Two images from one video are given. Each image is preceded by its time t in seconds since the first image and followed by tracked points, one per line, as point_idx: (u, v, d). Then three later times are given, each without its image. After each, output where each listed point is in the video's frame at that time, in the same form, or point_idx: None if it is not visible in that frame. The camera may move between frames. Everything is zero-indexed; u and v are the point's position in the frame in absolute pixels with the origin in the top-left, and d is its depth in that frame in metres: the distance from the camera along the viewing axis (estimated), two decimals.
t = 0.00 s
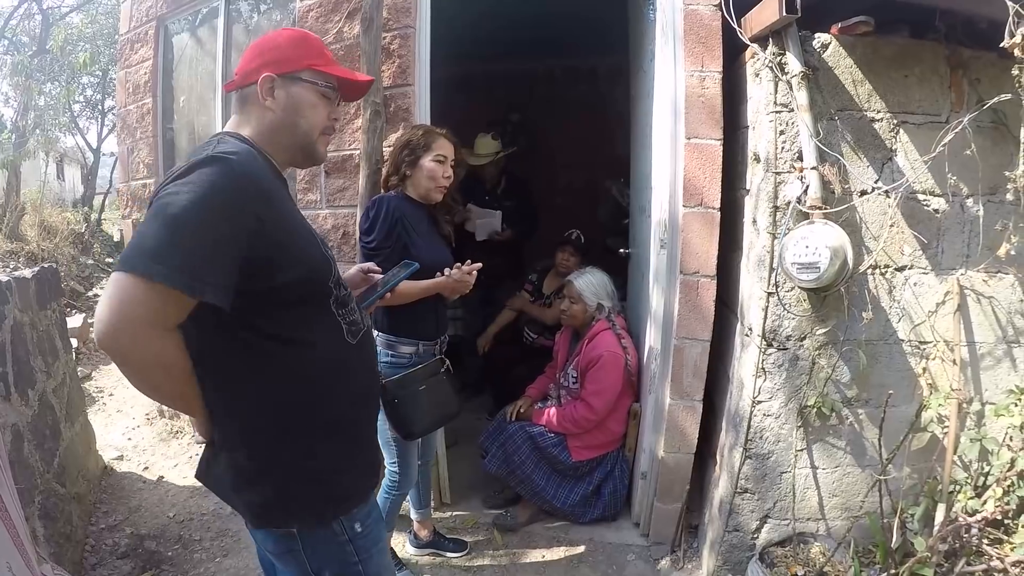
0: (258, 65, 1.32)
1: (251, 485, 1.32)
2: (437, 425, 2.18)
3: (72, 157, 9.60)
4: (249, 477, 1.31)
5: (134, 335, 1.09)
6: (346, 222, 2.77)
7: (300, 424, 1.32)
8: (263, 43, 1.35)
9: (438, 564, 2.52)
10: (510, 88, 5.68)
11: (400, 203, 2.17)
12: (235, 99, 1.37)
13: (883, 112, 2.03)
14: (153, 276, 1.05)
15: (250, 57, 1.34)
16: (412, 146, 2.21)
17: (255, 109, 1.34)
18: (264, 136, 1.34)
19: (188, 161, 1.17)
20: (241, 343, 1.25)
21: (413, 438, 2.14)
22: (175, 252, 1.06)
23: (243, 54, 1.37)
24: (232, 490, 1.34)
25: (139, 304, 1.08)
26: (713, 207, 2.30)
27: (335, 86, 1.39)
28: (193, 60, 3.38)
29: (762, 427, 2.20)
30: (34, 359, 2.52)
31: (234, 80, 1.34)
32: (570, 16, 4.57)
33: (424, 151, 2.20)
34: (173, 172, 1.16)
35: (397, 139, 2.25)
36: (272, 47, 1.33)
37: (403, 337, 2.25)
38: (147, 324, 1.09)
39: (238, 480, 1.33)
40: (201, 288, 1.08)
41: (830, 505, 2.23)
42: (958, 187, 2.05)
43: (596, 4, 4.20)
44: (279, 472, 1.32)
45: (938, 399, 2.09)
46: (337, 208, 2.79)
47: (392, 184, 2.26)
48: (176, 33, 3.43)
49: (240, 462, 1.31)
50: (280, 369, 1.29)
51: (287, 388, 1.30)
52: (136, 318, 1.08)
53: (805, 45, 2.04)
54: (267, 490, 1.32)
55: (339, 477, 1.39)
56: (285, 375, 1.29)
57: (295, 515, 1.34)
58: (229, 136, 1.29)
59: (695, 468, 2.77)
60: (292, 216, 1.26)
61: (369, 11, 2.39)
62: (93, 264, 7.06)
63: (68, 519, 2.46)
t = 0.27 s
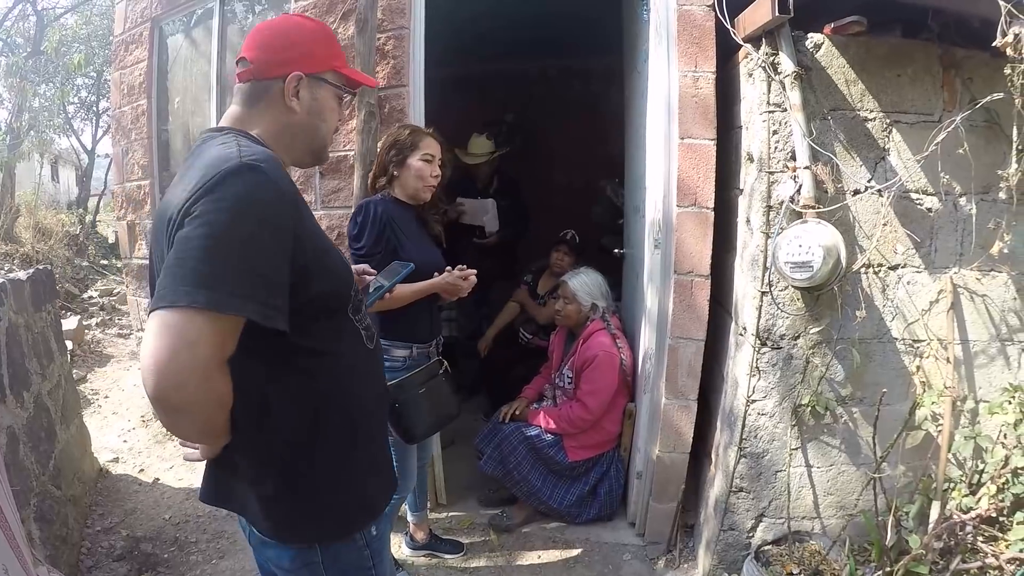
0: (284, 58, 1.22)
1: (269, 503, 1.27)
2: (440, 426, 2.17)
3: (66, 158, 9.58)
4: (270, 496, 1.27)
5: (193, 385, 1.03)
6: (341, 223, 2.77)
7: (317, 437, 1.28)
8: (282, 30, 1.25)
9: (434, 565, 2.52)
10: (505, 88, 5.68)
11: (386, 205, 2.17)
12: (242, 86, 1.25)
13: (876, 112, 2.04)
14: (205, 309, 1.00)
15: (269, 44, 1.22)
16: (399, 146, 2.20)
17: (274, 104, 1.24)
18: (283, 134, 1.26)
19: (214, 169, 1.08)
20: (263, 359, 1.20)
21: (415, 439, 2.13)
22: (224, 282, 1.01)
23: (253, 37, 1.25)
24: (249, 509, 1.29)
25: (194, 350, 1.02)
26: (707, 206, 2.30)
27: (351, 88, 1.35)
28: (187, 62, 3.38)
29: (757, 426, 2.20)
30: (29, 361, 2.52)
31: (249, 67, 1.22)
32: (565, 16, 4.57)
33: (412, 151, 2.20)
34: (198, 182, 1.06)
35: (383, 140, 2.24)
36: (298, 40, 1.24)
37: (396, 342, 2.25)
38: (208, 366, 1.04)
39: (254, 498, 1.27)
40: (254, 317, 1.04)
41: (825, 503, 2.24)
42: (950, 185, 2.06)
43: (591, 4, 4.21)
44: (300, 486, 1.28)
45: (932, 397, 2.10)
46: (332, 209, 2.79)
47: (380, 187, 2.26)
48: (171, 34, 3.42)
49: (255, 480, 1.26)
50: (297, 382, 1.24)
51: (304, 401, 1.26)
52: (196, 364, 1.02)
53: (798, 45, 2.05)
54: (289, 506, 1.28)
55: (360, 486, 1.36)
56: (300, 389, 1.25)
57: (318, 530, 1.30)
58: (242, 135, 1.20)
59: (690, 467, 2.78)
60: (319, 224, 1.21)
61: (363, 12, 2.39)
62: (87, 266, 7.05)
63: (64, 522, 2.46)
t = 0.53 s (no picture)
0: (308, 53, 1.17)
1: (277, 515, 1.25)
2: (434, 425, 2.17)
3: (61, 157, 9.55)
4: (278, 509, 1.25)
5: (233, 420, 0.99)
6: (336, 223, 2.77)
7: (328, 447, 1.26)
8: (303, 17, 1.18)
9: (428, 564, 2.53)
10: (500, 89, 5.70)
11: (370, 207, 2.17)
12: (258, 77, 1.19)
13: (867, 113, 2.05)
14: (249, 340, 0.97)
15: (291, 34, 1.16)
16: (383, 146, 2.22)
17: (294, 100, 1.20)
18: (303, 131, 1.23)
19: (242, 180, 1.02)
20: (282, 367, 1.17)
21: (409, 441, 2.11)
22: (264, 310, 0.98)
23: (270, 23, 1.17)
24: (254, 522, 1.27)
25: (230, 385, 0.97)
26: (699, 207, 2.31)
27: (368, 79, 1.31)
28: (183, 62, 3.38)
29: (749, 425, 2.21)
30: (23, 360, 2.52)
31: (269, 59, 1.16)
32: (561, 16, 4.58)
33: (395, 151, 2.21)
34: (228, 195, 1.01)
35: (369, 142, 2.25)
36: (321, 31, 1.18)
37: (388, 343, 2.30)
38: (246, 402, 0.99)
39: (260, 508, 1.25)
40: (293, 345, 1.02)
41: (818, 502, 2.25)
42: (941, 186, 2.07)
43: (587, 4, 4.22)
44: (310, 497, 1.26)
45: (922, 395, 2.11)
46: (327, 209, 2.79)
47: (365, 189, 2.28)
48: (166, 34, 3.42)
49: (263, 491, 1.24)
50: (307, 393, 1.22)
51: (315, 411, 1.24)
52: (233, 400, 0.98)
53: (791, 46, 2.05)
54: (297, 518, 1.26)
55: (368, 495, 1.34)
56: (311, 401, 1.22)
57: (329, 539, 1.28)
58: (261, 136, 1.15)
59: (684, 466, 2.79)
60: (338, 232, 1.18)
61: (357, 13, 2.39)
62: (82, 266, 7.02)
63: (57, 522, 2.46)
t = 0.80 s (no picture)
0: (350, 45, 1.12)
1: (283, 525, 1.20)
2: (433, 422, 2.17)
3: (60, 155, 9.53)
4: (290, 519, 1.20)
5: (276, 452, 0.98)
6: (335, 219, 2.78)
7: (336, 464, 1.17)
8: (344, 4, 1.12)
9: (427, 559, 2.53)
10: (498, 88, 5.71)
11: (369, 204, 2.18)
12: (295, 65, 1.13)
13: (865, 109, 2.06)
14: (299, 368, 0.94)
15: (332, 24, 1.10)
16: (392, 140, 2.22)
17: (332, 93, 1.16)
18: (339, 124, 1.19)
19: (294, 185, 0.98)
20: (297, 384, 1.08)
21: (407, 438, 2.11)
22: (320, 329, 0.95)
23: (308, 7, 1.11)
24: (260, 529, 1.22)
25: (275, 418, 0.95)
26: (697, 202, 2.32)
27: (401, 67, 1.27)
28: (183, 59, 3.38)
29: (747, 420, 2.22)
30: (23, 356, 2.52)
31: (308, 49, 1.11)
32: (560, 16, 4.59)
33: (402, 147, 2.24)
34: (278, 201, 0.97)
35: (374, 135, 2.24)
36: (364, 21, 1.13)
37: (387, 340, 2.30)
38: (288, 433, 0.98)
39: (266, 513, 1.21)
40: (348, 365, 0.99)
41: (816, 498, 2.25)
42: (939, 182, 2.08)
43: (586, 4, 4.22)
44: (318, 508, 1.20)
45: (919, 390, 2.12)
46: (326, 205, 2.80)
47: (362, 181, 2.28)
48: (166, 30, 3.42)
49: (269, 498, 1.19)
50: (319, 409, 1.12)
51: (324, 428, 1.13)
52: (277, 433, 0.96)
53: (789, 43, 2.06)
54: (304, 529, 1.20)
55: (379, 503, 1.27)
56: (320, 417, 1.12)
57: (337, 554, 1.22)
58: (301, 133, 1.11)
59: (682, 462, 2.79)
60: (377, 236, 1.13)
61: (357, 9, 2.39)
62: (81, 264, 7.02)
63: (56, 517, 2.46)
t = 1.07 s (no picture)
0: (372, 48, 1.10)
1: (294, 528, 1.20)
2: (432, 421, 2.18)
3: (58, 155, 9.53)
4: (300, 518, 1.20)
5: (333, 466, 1.00)
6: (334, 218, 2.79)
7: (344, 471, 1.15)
8: (358, 6, 1.09)
9: (426, 556, 2.54)
10: (495, 87, 5.71)
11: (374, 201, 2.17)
12: (317, 76, 1.11)
13: (861, 107, 2.07)
14: (357, 381, 0.96)
15: (354, 32, 1.08)
16: (400, 140, 2.20)
17: (356, 97, 1.15)
18: (362, 125, 1.20)
19: (341, 196, 0.97)
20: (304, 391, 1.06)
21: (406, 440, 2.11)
22: (373, 343, 0.97)
23: (325, 16, 1.07)
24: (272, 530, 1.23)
25: (333, 434, 0.97)
26: (694, 200, 2.33)
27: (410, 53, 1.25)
28: (181, 59, 3.39)
29: (744, 416, 2.23)
30: (23, 354, 2.53)
31: (333, 60, 1.09)
32: (558, 15, 4.59)
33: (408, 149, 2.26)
34: (326, 212, 0.96)
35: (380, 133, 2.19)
36: (382, 23, 1.11)
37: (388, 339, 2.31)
38: (339, 446, 0.99)
39: (273, 515, 1.21)
40: (396, 375, 1.01)
41: (813, 494, 2.26)
42: (934, 179, 2.09)
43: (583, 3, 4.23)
44: (329, 511, 1.19)
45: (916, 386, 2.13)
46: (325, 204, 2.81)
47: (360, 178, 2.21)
48: (164, 30, 3.43)
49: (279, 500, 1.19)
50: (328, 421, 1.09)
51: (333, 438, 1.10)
52: (334, 448, 0.98)
53: (785, 41, 2.07)
54: (315, 532, 1.20)
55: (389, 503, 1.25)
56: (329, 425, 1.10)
57: (349, 557, 1.21)
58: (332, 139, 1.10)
59: (681, 459, 2.80)
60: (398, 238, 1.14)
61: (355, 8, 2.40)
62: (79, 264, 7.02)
63: (57, 515, 2.47)
